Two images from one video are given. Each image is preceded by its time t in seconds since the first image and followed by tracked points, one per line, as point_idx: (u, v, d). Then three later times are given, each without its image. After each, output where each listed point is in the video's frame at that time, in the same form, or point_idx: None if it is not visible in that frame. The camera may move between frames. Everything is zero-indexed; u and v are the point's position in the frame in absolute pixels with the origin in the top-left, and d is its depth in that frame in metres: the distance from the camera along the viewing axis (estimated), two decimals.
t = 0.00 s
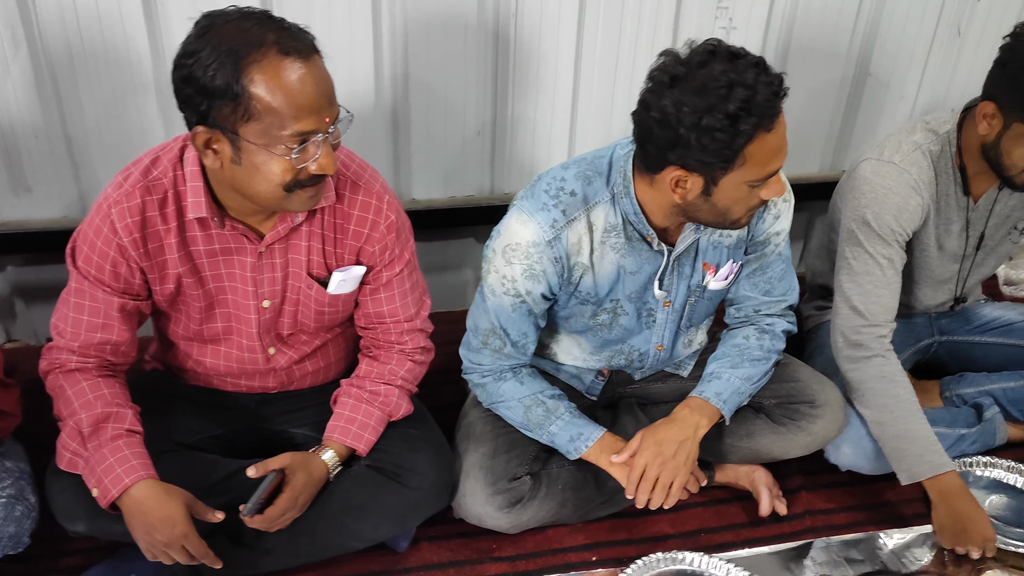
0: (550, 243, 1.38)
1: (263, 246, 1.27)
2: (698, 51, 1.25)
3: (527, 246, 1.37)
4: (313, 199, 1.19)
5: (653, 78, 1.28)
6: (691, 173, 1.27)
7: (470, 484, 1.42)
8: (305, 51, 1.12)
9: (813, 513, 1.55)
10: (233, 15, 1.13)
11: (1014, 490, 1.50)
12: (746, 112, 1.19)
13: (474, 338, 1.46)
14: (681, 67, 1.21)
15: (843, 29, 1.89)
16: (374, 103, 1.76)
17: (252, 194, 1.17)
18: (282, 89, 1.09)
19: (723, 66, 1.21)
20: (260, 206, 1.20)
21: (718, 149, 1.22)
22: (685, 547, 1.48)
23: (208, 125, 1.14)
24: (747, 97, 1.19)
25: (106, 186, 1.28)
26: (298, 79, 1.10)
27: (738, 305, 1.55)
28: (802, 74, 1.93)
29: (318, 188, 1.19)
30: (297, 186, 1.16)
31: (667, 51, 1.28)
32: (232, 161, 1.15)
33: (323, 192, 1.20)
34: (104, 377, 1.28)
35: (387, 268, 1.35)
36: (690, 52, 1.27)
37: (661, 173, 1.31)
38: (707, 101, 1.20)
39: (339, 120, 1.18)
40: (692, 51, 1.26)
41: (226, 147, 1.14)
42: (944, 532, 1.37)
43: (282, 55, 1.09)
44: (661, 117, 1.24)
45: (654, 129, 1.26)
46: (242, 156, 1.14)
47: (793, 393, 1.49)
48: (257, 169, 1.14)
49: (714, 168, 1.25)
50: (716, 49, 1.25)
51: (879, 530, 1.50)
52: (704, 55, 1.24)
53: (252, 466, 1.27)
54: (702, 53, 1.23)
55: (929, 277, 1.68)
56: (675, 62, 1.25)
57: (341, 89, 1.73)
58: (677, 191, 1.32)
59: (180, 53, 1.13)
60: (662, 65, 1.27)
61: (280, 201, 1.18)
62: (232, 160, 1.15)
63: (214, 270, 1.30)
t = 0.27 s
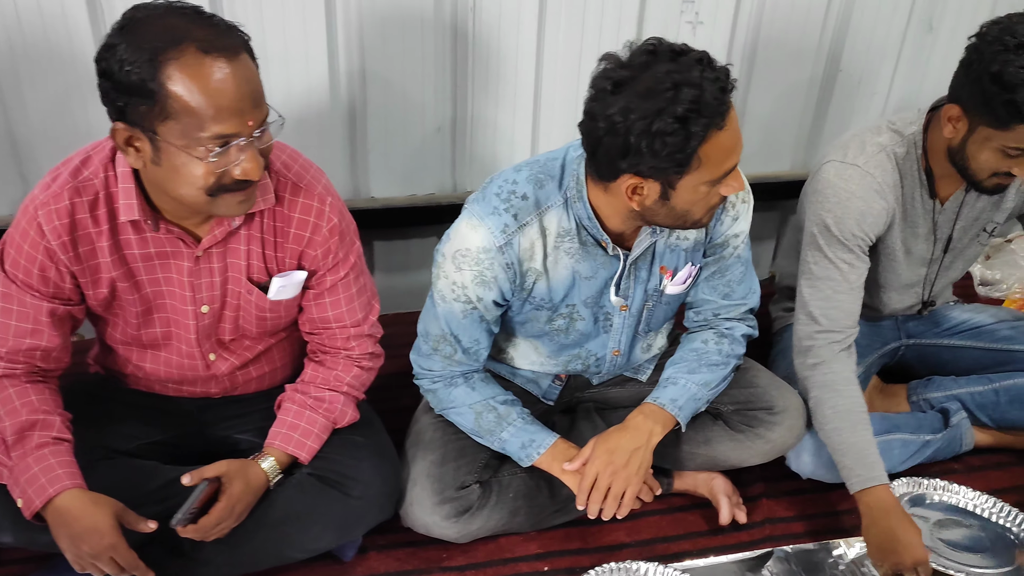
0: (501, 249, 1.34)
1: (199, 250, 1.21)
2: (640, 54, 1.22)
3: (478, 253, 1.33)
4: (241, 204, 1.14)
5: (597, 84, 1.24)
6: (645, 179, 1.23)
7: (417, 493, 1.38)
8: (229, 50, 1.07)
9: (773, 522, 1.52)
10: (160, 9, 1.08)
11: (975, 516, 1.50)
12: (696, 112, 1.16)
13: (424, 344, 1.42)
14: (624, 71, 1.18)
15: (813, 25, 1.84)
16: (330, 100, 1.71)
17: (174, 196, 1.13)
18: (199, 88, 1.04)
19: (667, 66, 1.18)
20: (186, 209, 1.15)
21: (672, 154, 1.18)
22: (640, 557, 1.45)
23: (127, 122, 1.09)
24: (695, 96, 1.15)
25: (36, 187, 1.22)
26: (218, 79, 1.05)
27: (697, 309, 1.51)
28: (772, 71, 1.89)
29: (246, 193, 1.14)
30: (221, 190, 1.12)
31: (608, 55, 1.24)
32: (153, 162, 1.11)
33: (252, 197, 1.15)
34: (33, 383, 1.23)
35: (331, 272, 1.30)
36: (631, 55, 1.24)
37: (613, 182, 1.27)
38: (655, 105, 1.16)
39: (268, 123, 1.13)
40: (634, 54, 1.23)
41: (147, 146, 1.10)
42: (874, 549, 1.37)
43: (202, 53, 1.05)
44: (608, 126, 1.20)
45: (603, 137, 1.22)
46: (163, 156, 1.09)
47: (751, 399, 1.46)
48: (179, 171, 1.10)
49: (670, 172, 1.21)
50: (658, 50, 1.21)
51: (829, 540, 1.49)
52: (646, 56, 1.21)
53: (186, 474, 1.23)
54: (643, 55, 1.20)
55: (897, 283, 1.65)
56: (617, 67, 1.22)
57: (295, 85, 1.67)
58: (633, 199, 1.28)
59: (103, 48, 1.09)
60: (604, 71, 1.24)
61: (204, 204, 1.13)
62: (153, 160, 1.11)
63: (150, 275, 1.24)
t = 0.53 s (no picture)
0: (455, 249, 1.31)
1: (144, 249, 1.17)
2: (590, 54, 1.20)
3: (431, 253, 1.30)
4: (144, 191, 1.08)
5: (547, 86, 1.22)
6: (600, 182, 1.21)
7: (370, 497, 1.36)
8: (125, 29, 1.02)
9: (735, 527, 1.50)
10: None
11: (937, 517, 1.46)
12: (647, 112, 1.14)
13: (379, 345, 1.39)
14: (572, 72, 1.15)
15: (785, 22, 1.82)
16: (293, 97, 1.69)
17: (79, 181, 1.08)
18: (83, 66, 1.00)
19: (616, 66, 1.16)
20: (94, 195, 1.11)
21: (624, 154, 1.15)
22: (599, 563, 1.43)
23: (36, 102, 1.06)
24: (646, 95, 1.13)
25: None
26: (109, 57, 1.00)
27: (658, 310, 1.49)
28: (745, 69, 1.86)
29: (150, 180, 1.07)
30: (119, 178, 1.06)
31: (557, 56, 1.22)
32: (57, 145, 1.07)
33: (158, 188, 1.09)
34: None
35: (283, 273, 1.27)
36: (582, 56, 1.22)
37: (568, 185, 1.25)
38: (605, 105, 1.13)
39: (176, 107, 1.07)
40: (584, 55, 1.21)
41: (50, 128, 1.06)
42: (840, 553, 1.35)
43: (95, 30, 1.00)
44: (559, 129, 1.18)
45: (554, 141, 1.20)
46: (62, 138, 1.05)
47: (711, 403, 1.44)
48: (75, 153, 1.05)
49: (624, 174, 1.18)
50: (608, 50, 1.19)
51: (791, 545, 1.47)
52: (596, 57, 1.19)
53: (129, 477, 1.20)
54: (593, 55, 1.18)
55: (867, 286, 1.62)
56: (567, 68, 1.20)
57: (256, 81, 1.66)
58: (589, 202, 1.26)
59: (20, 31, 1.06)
60: (554, 73, 1.21)
61: (108, 191, 1.08)
62: (57, 142, 1.07)
63: (95, 273, 1.20)
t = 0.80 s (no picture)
0: (418, 259, 1.29)
1: (91, 246, 1.18)
2: (548, 68, 1.16)
3: (394, 262, 1.28)
4: (77, 183, 1.07)
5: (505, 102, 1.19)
6: (562, 200, 1.19)
7: (327, 501, 1.34)
8: (50, 17, 1.01)
9: (701, 535, 1.48)
10: None
11: (911, 529, 1.45)
12: (606, 131, 1.11)
13: (341, 349, 1.37)
14: (529, 89, 1.12)
15: (765, 25, 1.79)
16: (264, 94, 1.68)
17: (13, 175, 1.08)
18: (7, 55, 0.99)
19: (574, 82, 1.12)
20: (31, 190, 1.10)
21: (582, 175, 1.13)
22: (560, 569, 1.41)
23: None
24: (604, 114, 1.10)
25: None
26: (32, 45, 0.99)
27: (626, 315, 1.47)
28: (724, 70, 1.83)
29: (80, 171, 1.06)
30: (49, 169, 1.05)
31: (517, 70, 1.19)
32: None
33: (91, 179, 1.08)
34: None
35: (234, 272, 1.27)
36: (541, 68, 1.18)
37: (530, 202, 1.23)
38: (562, 124, 1.11)
39: (106, 96, 1.06)
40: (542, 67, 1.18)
41: None
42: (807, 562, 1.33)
43: (17, 18, 0.99)
44: (517, 149, 1.16)
45: (513, 160, 1.18)
46: None
47: (675, 409, 1.43)
48: (5, 146, 1.04)
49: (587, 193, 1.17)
50: (567, 63, 1.16)
51: (759, 554, 1.45)
52: (554, 71, 1.15)
53: (80, 481, 1.18)
54: (551, 69, 1.15)
55: (838, 290, 1.60)
56: (524, 83, 1.16)
57: (225, 76, 1.65)
58: (552, 218, 1.25)
59: None
60: (513, 87, 1.18)
61: (40, 184, 1.07)
62: None
63: (43, 271, 1.20)
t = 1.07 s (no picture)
0: (387, 268, 1.26)
1: (52, 238, 1.18)
2: (514, 91, 1.13)
3: (363, 271, 1.26)
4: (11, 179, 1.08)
5: (472, 125, 1.16)
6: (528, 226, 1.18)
7: (287, 498, 1.34)
8: None
9: (667, 538, 1.48)
10: None
11: (882, 537, 1.42)
12: (569, 165, 1.09)
13: (307, 349, 1.36)
14: (492, 120, 1.09)
15: (744, 27, 1.78)
16: (241, 91, 1.67)
17: None
18: None
19: (538, 112, 1.09)
20: None
21: (546, 208, 1.13)
22: (523, 570, 1.40)
23: None
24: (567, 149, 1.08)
25: None
26: None
27: (596, 318, 1.45)
28: (707, 70, 1.82)
29: (13, 168, 1.07)
30: None
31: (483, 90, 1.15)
32: None
33: (25, 175, 1.08)
34: None
35: (197, 267, 1.27)
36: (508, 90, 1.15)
37: (498, 225, 1.23)
38: (525, 158, 1.09)
39: (42, 96, 1.06)
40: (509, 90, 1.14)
41: None
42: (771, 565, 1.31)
43: None
44: (482, 177, 1.14)
45: (478, 188, 1.16)
46: None
47: (640, 413, 1.43)
48: None
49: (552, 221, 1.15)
50: (533, 88, 1.12)
51: (725, 559, 1.43)
52: (520, 96, 1.12)
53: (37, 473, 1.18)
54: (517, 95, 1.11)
55: (813, 293, 1.58)
56: (490, 107, 1.13)
57: (200, 73, 1.64)
58: (521, 239, 1.24)
59: None
60: (479, 109, 1.15)
61: None
62: None
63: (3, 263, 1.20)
